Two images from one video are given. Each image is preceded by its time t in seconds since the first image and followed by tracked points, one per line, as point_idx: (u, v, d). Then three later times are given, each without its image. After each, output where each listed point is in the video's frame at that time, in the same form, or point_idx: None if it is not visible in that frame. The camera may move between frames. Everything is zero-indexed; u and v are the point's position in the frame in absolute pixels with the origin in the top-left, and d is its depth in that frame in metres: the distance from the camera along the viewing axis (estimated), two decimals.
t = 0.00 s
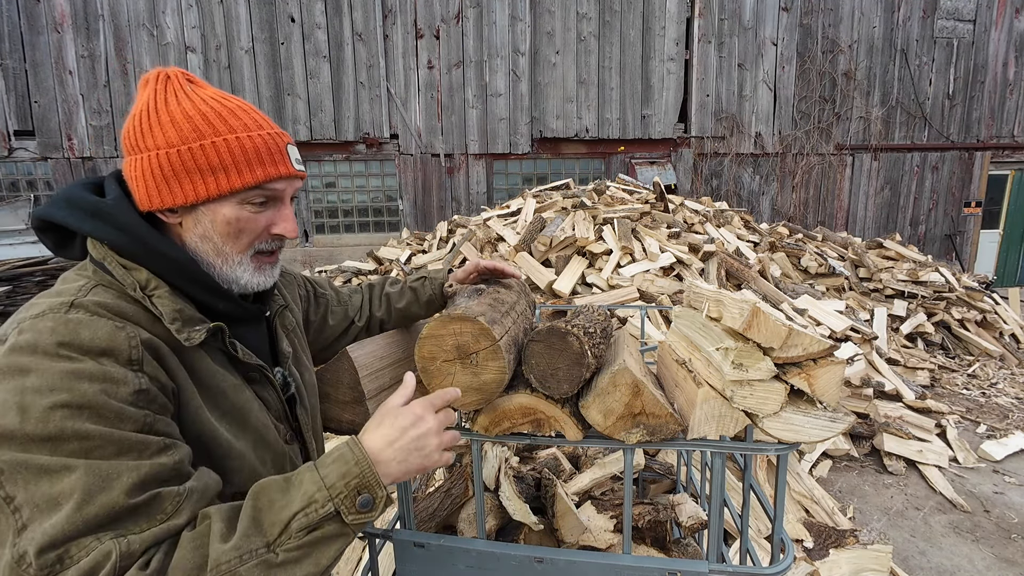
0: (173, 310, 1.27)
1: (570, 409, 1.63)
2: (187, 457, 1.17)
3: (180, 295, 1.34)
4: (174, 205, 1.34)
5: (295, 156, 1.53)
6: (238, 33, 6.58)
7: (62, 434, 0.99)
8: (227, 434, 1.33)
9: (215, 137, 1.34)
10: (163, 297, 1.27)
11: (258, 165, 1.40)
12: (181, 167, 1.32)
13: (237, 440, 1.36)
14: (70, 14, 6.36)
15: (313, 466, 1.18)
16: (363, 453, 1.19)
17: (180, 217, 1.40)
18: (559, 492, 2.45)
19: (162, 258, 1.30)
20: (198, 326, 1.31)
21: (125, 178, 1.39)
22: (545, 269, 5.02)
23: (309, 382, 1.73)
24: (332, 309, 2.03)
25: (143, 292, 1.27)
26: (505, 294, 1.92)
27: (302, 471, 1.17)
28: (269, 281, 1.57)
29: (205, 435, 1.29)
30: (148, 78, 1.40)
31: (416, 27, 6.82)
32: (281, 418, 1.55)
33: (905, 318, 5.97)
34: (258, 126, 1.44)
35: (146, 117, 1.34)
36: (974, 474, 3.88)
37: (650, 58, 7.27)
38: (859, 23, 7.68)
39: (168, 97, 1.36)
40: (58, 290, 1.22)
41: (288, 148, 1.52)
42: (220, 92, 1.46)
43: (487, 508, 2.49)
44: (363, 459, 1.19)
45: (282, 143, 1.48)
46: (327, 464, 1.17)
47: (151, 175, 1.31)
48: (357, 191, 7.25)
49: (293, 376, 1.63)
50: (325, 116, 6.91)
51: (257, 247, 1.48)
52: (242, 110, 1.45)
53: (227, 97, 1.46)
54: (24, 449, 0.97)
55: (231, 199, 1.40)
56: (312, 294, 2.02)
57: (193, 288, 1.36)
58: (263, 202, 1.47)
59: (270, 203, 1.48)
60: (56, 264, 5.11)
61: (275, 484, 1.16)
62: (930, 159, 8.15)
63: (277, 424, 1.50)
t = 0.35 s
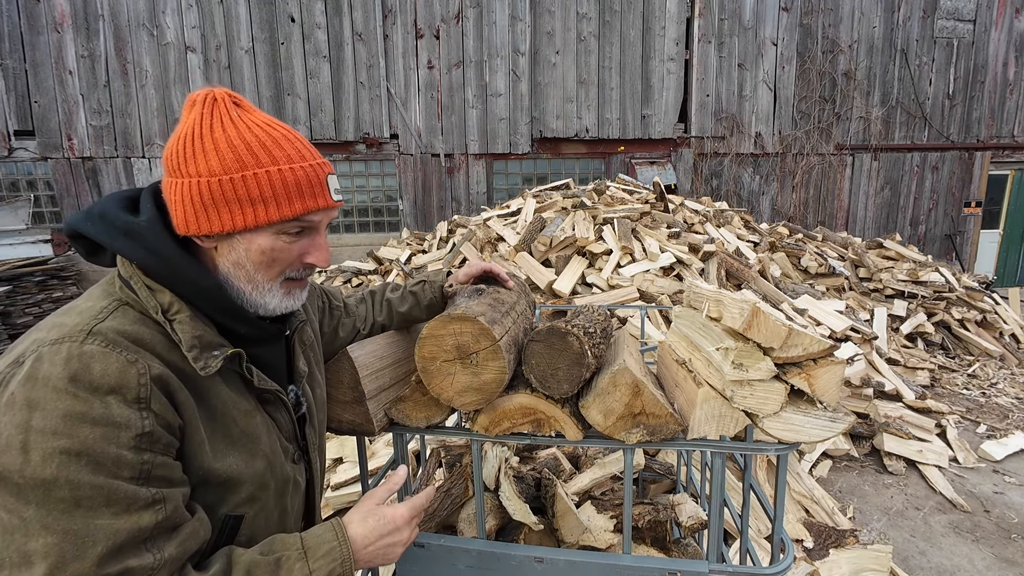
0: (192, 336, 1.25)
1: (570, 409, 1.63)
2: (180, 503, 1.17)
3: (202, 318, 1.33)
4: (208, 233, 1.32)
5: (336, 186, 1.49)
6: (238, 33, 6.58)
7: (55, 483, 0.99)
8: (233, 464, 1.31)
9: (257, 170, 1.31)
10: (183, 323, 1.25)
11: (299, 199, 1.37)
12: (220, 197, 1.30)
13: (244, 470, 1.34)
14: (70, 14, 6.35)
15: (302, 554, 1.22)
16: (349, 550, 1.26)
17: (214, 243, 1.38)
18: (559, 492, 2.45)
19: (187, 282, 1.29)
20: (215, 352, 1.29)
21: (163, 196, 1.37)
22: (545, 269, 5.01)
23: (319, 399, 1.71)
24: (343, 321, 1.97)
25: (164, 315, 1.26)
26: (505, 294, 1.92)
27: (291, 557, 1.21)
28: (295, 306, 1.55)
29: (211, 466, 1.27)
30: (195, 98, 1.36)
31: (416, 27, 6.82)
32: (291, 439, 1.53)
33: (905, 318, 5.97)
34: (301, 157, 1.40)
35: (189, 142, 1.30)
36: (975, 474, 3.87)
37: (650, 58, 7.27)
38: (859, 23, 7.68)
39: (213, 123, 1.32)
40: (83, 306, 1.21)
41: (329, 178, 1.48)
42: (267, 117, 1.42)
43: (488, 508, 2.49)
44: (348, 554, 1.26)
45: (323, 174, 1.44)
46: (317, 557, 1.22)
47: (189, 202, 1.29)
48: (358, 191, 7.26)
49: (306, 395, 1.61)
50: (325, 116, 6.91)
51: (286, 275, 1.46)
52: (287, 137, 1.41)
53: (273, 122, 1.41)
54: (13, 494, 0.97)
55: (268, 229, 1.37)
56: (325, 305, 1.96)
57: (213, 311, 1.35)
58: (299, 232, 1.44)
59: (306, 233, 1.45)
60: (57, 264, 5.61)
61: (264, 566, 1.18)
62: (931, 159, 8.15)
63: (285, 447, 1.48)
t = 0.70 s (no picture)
0: (200, 331, 1.25)
1: (570, 409, 1.63)
2: (191, 498, 1.17)
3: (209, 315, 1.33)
4: (214, 229, 1.32)
5: (340, 186, 1.50)
6: (238, 33, 6.58)
7: (67, 477, 0.98)
8: (241, 459, 1.31)
9: (265, 167, 1.31)
10: (190, 318, 1.26)
11: (304, 196, 1.37)
12: (228, 193, 1.30)
13: (252, 466, 1.34)
14: (70, 14, 6.36)
15: (314, 553, 1.21)
16: (361, 550, 1.26)
17: (220, 240, 1.38)
18: (559, 492, 2.45)
19: (194, 279, 1.29)
20: (223, 347, 1.29)
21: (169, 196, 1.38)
22: (545, 269, 5.01)
23: (323, 398, 1.70)
24: (342, 321, 1.97)
25: (172, 311, 1.26)
26: (505, 294, 1.92)
27: (304, 554, 1.20)
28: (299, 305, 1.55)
29: (220, 462, 1.28)
30: (205, 101, 1.38)
31: (416, 27, 6.82)
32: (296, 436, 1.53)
33: (905, 318, 5.97)
34: (307, 156, 1.40)
35: (198, 141, 1.31)
36: (975, 474, 3.87)
37: (650, 58, 7.27)
38: (859, 23, 7.68)
39: (222, 122, 1.33)
40: (91, 304, 1.21)
41: (334, 178, 1.48)
42: (274, 119, 1.42)
43: (488, 508, 2.49)
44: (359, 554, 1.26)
45: (328, 173, 1.44)
46: (330, 556, 1.21)
47: (197, 199, 1.29)
48: (358, 191, 7.26)
49: (310, 393, 1.61)
50: (325, 116, 6.91)
51: (291, 273, 1.45)
52: (294, 137, 1.42)
53: (280, 124, 1.42)
54: (27, 488, 0.96)
55: (274, 226, 1.37)
56: (326, 306, 1.97)
57: (220, 307, 1.35)
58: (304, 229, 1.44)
59: (311, 231, 1.45)
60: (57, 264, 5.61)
61: (277, 565, 1.18)
62: (930, 159, 8.15)
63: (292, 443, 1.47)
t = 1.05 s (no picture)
0: (199, 331, 1.25)
1: (570, 409, 1.63)
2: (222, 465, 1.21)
3: (209, 315, 1.33)
4: (212, 228, 1.32)
5: (339, 189, 1.49)
6: (238, 33, 6.58)
7: (109, 448, 1.00)
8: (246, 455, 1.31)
9: (265, 168, 1.31)
10: (190, 317, 1.25)
11: (302, 200, 1.36)
12: (226, 193, 1.30)
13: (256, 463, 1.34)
14: (70, 14, 6.36)
15: (342, 445, 1.21)
16: (388, 428, 1.24)
17: (217, 239, 1.38)
18: (559, 492, 2.45)
19: (195, 278, 1.29)
20: (223, 346, 1.29)
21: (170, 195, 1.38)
22: (545, 269, 5.01)
23: (324, 398, 1.70)
24: (342, 321, 1.97)
25: (172, 310, 1.26)
26: (505, 294, 1.92)
27: (332, 451, 1.21)
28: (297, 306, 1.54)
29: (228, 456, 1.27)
30: (209, 100, 1.37)
31: (416, 27, 6.82)
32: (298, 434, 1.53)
33: (905, 318, 5.97)
34: (307, 158, 1.39)
35: (201, 140, 1.31)
36: (975, 474, 3.87)
37: (651, 58, 7.27)
38: (859, 23, 7.68)
39: (225, 122, 1.33)
40: (89, 303, 1.20)
41: (333, 181, 1.47)
42: (277, 121, 1.42)
43: (487, 508, 2.48)
44: (389, 432, 1.24)
45: (327, 176, 1.43)
46: (356, 442, 1.21)
47: (197, 197, 1.29)
48: (358, 191, 7.26)
49: (311, 392, 1.62)
50: (325, 116, 6.91)
51: (287, 275, 1.44)
52: (296, 139, 1.41)
53: (283, 125, 1.42)
54: (75, 460, 0.98)
55: (271, 227, 1.36)
56: (326, 305, 1.96)
57: (219, 307, 1.34)
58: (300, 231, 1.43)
59: (308, 233, 1.44)
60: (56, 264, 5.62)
61: (310, 470, 1.19)
62: (930, 159, 8.15)
63: (293, 441, 1.47)
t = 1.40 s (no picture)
0: (197, 333, 1.25)
1: (570, 409, 1.63)
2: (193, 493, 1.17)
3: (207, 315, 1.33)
4: (201, 220, 1.32)
5: (333, 188, 1.46)
6: (238, 33, 6.58)
7: (70, 472, 0.98)
8: (240, 460, 1.31)
9: (250, 160, 1.30)
10: (188, 318, 1.25)
11: (287, 193, 1.34)
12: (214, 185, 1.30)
13: (251, 467, 1.34)
14: (70, 14, 6.36)
15: (315, 518, 1.24)
16: (360, 511, 1.31)
17: (211, 235, 1.38)
18: (559, 492, 2.45)
19: (194, 278, 1.29)
20: (221, 348, 1.29)
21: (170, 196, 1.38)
22: (545, 269, 5.01)
23: (325, 398, 1.71)
24: (343, 321, 1.97)
25: (171, 311, 1.26)
26: (505, 294, 1.92)
27: (305, 522, 1.23)
28: (292, 306, 1.52)
29: (221, 461, 1.28)
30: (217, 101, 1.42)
31: (416, 27, 6.82)
32: (297, 435, 1.53)
33: (905, 318, 5.97)
34: (299, 155, 1.38)
35: (200, 135, 1.35)
36: (974, 474, 3.87)
37: (650, 58, 7.27)
38: (859, 23, 7.68)
39: (224, 118, 1.36)
40: (89, 304, 1.21)
41: (327, 179, 1.45)
42: (279, 121, 1.43)
43: (487, 508, 2.48)
44: (360, 514, 1.31)
45: (320, 174, 1.41)
46: (329, 521, 1.25)
47: (188, 189, 1.31)
48: (358, 191, 7.26)
49: (311, 393, 1.62)
50: (325, 116, 6.91)
51: (275, 273, 1.41)
52: (293, 137, 1.41)
53: (283, 124, 1.43)
54: (31, 483, 0.97)
55: (256, 222, 1.35)
56: (327, 305, 1.97)
57: (218, 308, 1.34)
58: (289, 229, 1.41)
59: (296, 230, 1.41)
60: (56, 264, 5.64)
61: (280, 536, 1.20)
62: (930, 160, 8.15)
63: (292, 443, 1.48)
